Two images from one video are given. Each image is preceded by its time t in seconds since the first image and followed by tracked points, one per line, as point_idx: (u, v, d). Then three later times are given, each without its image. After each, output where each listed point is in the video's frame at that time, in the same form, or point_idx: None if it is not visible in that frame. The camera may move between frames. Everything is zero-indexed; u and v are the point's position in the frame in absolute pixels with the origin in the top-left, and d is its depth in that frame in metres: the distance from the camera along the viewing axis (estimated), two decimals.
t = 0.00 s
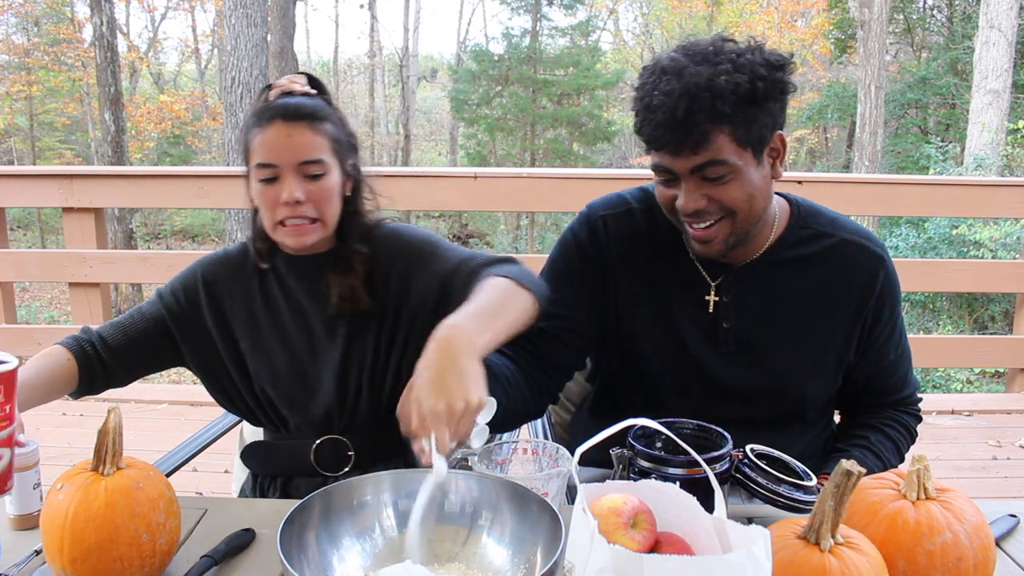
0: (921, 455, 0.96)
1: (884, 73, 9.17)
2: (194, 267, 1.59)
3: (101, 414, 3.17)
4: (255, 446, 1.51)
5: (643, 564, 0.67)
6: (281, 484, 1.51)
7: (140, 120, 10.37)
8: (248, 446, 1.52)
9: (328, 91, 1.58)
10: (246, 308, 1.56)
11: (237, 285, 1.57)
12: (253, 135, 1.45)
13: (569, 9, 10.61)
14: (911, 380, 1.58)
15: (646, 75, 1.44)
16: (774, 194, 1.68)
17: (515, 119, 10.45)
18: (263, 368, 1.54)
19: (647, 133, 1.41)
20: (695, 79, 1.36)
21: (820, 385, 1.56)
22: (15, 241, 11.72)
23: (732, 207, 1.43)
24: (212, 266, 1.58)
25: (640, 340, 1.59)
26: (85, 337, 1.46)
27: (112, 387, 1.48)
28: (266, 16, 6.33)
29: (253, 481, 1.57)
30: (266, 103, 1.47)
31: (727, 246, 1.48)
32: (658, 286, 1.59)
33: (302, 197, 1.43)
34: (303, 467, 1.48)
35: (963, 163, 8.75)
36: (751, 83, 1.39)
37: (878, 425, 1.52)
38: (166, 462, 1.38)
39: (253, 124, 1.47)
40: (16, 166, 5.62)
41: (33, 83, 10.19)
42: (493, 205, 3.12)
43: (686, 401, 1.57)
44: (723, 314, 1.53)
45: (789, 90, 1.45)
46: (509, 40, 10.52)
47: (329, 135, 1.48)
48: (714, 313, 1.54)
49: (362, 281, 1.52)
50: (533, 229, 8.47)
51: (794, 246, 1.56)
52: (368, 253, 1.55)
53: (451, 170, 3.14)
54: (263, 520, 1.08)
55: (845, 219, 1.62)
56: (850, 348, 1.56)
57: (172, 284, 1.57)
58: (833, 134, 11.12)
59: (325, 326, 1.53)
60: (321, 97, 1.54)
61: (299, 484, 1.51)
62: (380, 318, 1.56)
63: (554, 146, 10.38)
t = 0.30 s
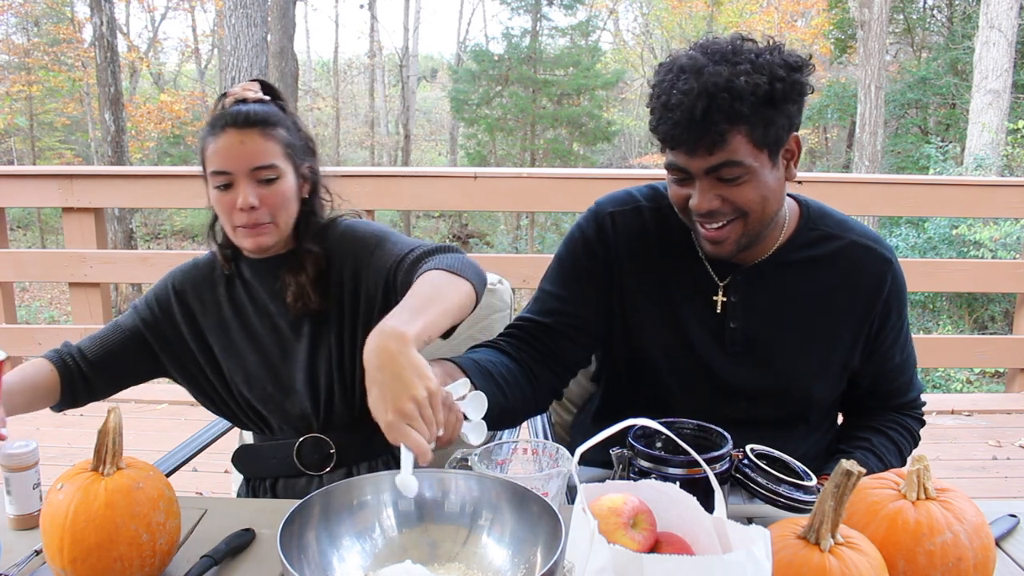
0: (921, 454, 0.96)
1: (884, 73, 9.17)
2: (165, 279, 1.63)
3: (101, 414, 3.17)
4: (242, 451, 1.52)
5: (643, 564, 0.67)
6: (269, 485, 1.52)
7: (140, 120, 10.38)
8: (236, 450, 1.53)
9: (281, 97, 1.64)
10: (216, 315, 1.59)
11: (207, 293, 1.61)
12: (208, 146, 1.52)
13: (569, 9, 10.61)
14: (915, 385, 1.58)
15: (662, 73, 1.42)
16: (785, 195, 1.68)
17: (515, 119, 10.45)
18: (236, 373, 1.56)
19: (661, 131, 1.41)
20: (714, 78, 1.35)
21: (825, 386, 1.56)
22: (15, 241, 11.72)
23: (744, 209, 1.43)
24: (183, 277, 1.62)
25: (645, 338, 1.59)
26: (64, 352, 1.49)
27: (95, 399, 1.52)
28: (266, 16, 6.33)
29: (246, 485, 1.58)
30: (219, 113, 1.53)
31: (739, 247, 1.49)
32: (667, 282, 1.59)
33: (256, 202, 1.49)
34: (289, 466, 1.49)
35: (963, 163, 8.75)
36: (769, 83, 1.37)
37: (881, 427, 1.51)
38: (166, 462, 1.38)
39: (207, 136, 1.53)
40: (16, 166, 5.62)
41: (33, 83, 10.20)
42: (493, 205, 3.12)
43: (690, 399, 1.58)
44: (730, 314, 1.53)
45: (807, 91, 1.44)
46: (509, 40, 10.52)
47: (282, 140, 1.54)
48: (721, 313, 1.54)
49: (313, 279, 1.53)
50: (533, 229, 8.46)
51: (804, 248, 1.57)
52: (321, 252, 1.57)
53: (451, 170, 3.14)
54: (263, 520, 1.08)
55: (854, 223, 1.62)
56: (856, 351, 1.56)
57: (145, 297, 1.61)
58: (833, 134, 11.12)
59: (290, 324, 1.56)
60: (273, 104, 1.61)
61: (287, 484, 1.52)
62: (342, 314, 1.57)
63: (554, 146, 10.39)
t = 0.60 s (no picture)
0: (921, 455, 0.96)
1: (884, 73, 9.17)
2: (152, 284, 1.61)
3: (100, 415, 3.17)
4: (241, 453, 1.51)
5: (643, 564, 0.67)
6: (266, 487, 1.51)
7: (140, 120, 10.39)
8: (233, 453, 1.53)
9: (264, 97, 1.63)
10: (206, 320, 1.59)
11: (195, 298, 1.60)
12: (195, 149, 1.51)
13: (569, 9, 10.61)
14: (915, 386, 1.57)
15: (672, 67, 1.43)
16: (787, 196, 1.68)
17: (515, 119, 10.45)
18: (230, 376, 1.56)
19: (670, 123, 1.41)
20: (723, 72, 1.35)
21: (825, 387, 1.56)
22: (15, 241, 11.73)
23: (751, 204, 1.43)
24: (170, 281, 1.61)
25: (646, 337, 1.59)
26: (45, 362, 1.42)
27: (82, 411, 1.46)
28: (266, 16, 6.33)
29: (242, 487, 1.57)
30: (204, 116, 1.52)
31: (744, 242, 1.48)
32: (670, 280, 1.59)
33: (246, 207, 1.49)
34: (285, 469, 1.48)
35: (963, 163, 8.76)
36: (777, 78, 1.37)
37: (880, 428, 1.51)
38: (166, 462, 1.38)
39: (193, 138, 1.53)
40: (16, 166, 5.62)
41: (33, 83, 10.21)
42: (493, 204, 3.12)
43: (690, 398, 1.58)
44: (733, 312, 1.53)
45: (814, 88, 1.44)
46: (509, 40, 10.51)
47: (268, 143, 1.53)
48: (725, 312, 1.54)
49: (304, 281, 1.54)
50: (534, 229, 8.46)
51: (805, 246, 1.57)
52: (311, 255, 1.57)
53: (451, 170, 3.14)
54: (263, 520, 1.08)
55: (855, 223, 1.62)
56: (857, 351, 1.56)
57: (131, 302, 1.59)
58: (833, 134, 11.13)
59: (280, 327, 1.56)
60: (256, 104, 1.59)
61: (285, 487, 1.51)
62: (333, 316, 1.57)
63: (554, 146, 10.40)
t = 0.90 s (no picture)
0: (921, 454, 0.96)
1: (884, 73, 9.17)
2: (135, 293, 1.54)
3: (100, 415, 3.17)
4: (234, 460, 1.52)
5: (643, 564, 0.67)
6: (261, 492, 1.51)
7: (140, 120, 10.39)
8: (226, 459, 1.53)
9: (254, 99, 1.48)
10: (195, 330, 1.53)
11: (182, 307, 1.53)
12: (185, 166, 1.34)
13: (569, 9, 10.60)
14: (915, 384, 1.57)
15: (690, 52, 1.43)
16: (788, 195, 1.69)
17: (515, 119, 10.46)
18: (223, 386, 1.52)
19: (683, 106, 1.41)
20: (741, 59, 1.36)
21: (824, 386, 1.56)
22: (15, 241, 11.73)
23: (754, 194, 1.42)
24: (155, 289, 1.54)
25: (645, 340, 1.59)
26: (27, 379, 1.36)
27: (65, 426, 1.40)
28: (266, 16, 6.33)
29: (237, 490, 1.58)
30: (193, 128, 1.35)
31: (744, 235, 1.47)
32: (671, 282, 1.58)
33: (251, 230, 1.35)
34: (280, 474, 1.49)
35: (963, 163, 8.76)
36: (792, 73, 1.38)
37: (879, 427, 1.51)
38: (165, 462, 1.38)
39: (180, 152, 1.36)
40: (15, 165, 5.63)
41: (33, 83, 10.22)
42: (493, 204, 3.12)
43: (689, 399, 1.58)
44: (734, 310, 1.54)
45: (824, 90, 1.46)
46: (509, 40, 10.51)
47: (267, 158, 1.38)
48: (726, 310, 1.54)
49: (308, 293, 1.51)
50: (534, 229, 8.46)
51: (803, 245, 1.57)
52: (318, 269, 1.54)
53: (452, 170, 3.14)
54: (263, 520, 1.08)
55: (854, 222, 1.63)
56: (856, 350, 1.56)
57: (113, 313, 1.51)
58: (833, 134, 11.13)
59: (278, 337, 1.53)
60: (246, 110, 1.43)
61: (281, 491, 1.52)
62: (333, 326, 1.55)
63: (554, 146, 10.41)
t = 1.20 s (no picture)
0: (921, 455, 0.96)
1: (884, 73, 9.17)
2: (135, 294, 1.53)
3: (101, 415, 3.17)
4: (232, 466, 1.50)
5: (643, 564, 0.67)
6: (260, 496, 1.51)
7: (140, 120, 10.40)
8: (223, 463, 1.52)
9: (260, 110, 1.44)
10: (195, 335, 1.52)
11: (182, 313, 1.52)
12: (192, 187, 1.30)
13: (569, 9, 10.59)
14: (915, 382, 1.56)
15: (675, 64, 1.44)
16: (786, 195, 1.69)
17: (515, 119, 10.46)
18: (222, 391, 1.52)
19: (671, 117, 1.41)
20: (725, 68, 1.36)
21: (823, 386, 1.56)
22: (15, 241, 11.74)
23: (743, 201, 1.42)
24: (155, 292, 1.53)
25: (643, 342, 1.59)
26: (26, 372, 1.36)
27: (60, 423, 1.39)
28: (266, 16, 6.32)
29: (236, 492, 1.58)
30: (200, 146, 1.31)
31: (733, 238, 1.47)
32: (671, 284, 1.58)
33: (264, 249, 1.31)
34: (280, 478, 1.49)
35: (963, 163, 8.76)
36: (776, 82, 1.38)
37: (879, 428, 1.51)
38: (166, 462, 1.38)
39: (187, 172, 1.32)
40: (15, 165, 5.63)
41: (33, 83, 10.21)
42: (493, 204, 3.13)
43: (690, 399, 1.58)
44: (731, 310, 1.54)
45: (813, 95, 1.45)
46: (509, 40, 10.50)
47: (276, 173, 1.34)
48: (723, 310, 1.55)
49: (323, 308, 1.51)
50: (534, 228, 8.46)
51: (801, 245, 1.57)
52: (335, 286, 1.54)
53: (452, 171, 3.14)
54: (263, 520, 1.08)
55: (853, 222, 1.63)
56: (855, 350, 1.56)
57: (114, 314, 1.50)
58: (833, 134, 11.13)
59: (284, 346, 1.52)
60: (251, 122, 1.40)
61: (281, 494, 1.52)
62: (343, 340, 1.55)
63: (554, 146, 10.41)
